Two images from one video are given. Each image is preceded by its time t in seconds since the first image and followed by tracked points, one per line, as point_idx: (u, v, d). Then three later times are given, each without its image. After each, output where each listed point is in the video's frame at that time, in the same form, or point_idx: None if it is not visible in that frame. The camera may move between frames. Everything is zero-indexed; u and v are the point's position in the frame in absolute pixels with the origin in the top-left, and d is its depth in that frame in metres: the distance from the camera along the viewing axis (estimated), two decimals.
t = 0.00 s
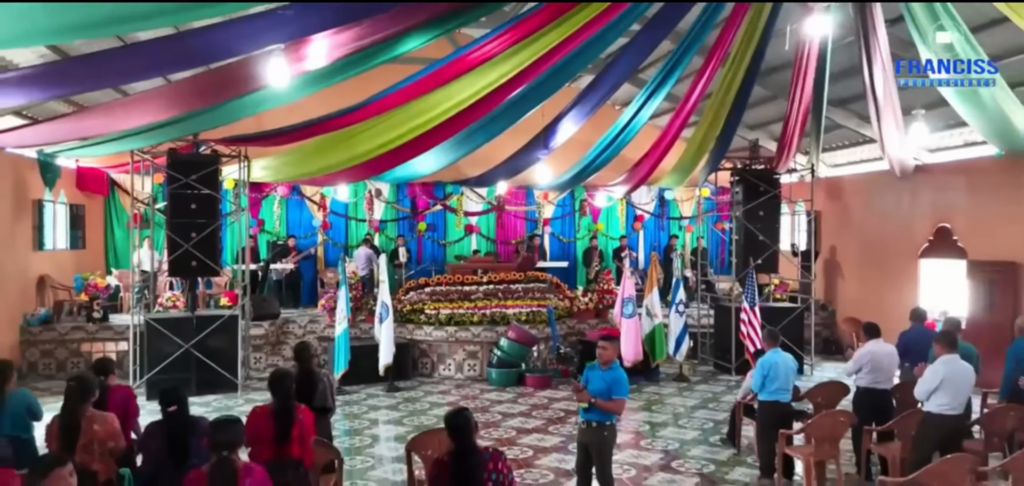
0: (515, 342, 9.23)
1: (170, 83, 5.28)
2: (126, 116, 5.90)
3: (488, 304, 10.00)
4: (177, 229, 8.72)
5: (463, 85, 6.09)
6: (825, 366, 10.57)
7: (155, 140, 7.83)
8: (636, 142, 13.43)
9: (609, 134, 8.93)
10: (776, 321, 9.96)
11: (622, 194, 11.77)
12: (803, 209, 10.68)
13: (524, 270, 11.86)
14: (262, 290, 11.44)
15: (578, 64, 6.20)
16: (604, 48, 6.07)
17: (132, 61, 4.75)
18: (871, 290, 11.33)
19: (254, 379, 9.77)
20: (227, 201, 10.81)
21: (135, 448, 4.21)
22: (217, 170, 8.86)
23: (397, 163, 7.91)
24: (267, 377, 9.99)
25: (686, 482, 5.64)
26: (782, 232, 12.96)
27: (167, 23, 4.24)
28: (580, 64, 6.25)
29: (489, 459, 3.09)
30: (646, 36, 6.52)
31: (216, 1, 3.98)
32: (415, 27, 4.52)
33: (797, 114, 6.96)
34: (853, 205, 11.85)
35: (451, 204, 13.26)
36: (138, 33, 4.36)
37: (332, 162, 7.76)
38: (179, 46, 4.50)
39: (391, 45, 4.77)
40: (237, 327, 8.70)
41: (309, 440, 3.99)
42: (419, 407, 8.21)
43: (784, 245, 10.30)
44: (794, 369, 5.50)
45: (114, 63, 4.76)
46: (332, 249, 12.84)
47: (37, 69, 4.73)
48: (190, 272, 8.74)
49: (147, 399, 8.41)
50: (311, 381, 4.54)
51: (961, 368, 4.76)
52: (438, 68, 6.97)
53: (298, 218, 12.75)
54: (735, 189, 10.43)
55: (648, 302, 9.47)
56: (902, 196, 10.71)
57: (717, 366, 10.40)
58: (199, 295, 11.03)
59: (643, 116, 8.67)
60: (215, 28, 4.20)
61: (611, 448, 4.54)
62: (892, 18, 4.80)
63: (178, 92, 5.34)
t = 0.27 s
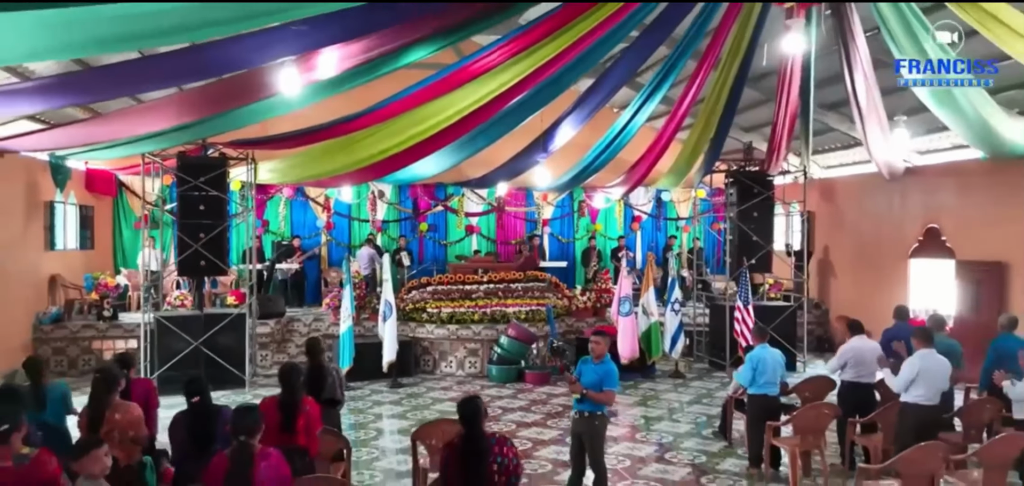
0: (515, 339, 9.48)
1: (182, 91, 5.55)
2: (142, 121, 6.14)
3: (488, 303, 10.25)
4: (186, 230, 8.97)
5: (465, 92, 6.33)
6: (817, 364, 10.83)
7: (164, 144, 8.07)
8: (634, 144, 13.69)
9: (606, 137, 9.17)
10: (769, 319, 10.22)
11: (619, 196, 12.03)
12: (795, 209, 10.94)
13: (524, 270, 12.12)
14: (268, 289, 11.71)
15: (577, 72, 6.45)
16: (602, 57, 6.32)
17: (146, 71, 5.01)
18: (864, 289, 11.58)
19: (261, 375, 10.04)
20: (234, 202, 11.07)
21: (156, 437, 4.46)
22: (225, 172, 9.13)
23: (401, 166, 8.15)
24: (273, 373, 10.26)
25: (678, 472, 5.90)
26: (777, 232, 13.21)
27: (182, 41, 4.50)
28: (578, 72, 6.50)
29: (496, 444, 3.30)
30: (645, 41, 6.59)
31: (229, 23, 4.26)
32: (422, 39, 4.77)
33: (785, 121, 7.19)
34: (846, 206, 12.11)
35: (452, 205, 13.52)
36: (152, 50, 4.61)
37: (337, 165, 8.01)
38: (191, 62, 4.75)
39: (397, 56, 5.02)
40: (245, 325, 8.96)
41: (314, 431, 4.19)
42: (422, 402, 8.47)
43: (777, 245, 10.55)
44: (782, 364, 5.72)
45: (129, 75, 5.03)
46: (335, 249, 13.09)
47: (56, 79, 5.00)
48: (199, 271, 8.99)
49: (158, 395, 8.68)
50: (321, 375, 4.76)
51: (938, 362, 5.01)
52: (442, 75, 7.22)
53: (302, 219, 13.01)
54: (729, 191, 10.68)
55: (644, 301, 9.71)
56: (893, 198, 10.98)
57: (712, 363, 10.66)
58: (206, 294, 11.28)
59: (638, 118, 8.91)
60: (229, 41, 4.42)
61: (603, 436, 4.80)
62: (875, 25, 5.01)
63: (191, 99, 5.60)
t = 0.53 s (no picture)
0: (514, 337, 9.68)
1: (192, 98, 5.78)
2: (154, 125, 6.36)
3: (489, 302, 10.45)
4: (193, 230, 9.19)
5: (467, 98, 6.54)
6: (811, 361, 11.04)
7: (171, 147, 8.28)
8: (632, 146, 13.89)
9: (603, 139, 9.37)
10: (764, 317, 10.42)
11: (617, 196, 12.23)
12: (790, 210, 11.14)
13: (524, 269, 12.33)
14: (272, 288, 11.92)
15: (575, 78, 6.65)
16: (599, 64, 6.53)
17: (157, 80, 5.23)
18: (857, 288, 11.79)
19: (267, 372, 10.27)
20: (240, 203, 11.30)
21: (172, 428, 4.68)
22: (231, 174, 9.34)
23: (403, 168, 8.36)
24: (278, 370, 10.47)
25: (672, 463, 6.11)
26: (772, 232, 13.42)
27: (190, 54, 4.68)
28: (575, 78, 6.70)
29: (502, 432, 3.51)
30: (643, 45, 6.73)
31: (232, 37, 4.45)
32: (425, 49, 4.99)
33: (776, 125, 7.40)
34: (840, 207, 12.33)
35: (453, 206, 13.74)
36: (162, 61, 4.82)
37: (341, 167, 8.21)
38: (200, 71, 4.95)
39: (401, 65, 5.23)
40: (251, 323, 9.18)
41: (323, 421, 4.42)
42: (424, 399, 8.70)
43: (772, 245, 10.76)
44: (772, 360, 5.93)
45: (140, 84, 5.26)
46: (338, 249, 13.29)
47: (72, 87, 5.22)
48: (205, 271, 9.20)
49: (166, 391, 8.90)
50: (329, 370, 4.94)
51: (919, 357, 5.22)
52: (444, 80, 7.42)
53: (305, 219, 13.24)
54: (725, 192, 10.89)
55: (641, 300, 9.91)
56: (885, 199, 11.19)
57: (708, 361, 10.87)
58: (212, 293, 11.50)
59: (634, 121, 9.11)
60: (240, 52, 4.62)
61: (596, 427, 5.01)
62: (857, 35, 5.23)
63: (202, 105, 5.83)
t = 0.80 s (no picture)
0: (514, 335, 9.90)
1: (202, 103, 6.00)
2: (166, 130, 6.59)
3: (489, 301, 10.68)
4: (202, 231, 9.42)
5: (469, 104, 6.77)
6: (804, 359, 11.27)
7: (180, 149, 8.51)
8: (630, 147, 14.13)
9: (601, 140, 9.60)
10: (759, 316, 10.65)
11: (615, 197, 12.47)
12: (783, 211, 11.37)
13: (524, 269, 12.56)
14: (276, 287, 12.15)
15: (572, 85, 6.88)
16: (595, 71, 6.76)
17: (169, 87, 5.44)
18: (851, 287, 12.02)
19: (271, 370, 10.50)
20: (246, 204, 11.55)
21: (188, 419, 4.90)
22: (238, 176, 9.57)
23: (406, 170, 8.59)
24: (283, 368, 10.71)
25: (666, 455, 6.35)
26: (768, 232, 13.66)
27: (199, 65, 4.88)
28: (573, 84, 6.93)
29: (508, 421, 3.73)
30: (638, 52, 6.94)
31: (238, 50, 4.63)
32: (428, 57, 5.21)
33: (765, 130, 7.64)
34: (834, 208, 12.57)
35: (454, 207, 13.99)
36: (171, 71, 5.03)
37: (346, 168, 8.44)
38: (212, 78, 5.16)
39: (405, 73, 5.45)
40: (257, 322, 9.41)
41: (332, 412, 4.67)
42: (426, 394, 8.93)
43: (766, 245, 10.98)
44: (761, 356, 6.17)
45: (151, 92, 5.47)
46: (341, 249, 13.52)
47: (87, 93, 5.45)
48: (213, 270, 9.42)
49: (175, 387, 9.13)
50: (338, 364, 5.20)
51: (902, 353, 5.45)
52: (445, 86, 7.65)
53: (309, 219, 13.49)
54: (721, 194, 11.12)
55: (639, 299, 10.13)
56: (877, 200, 11.43)
57: (704, 359, 11.10)
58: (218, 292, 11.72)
59: (630, 123, 9.34)
60: (251, 61, 4.83)
61: (587, 418, 5.27)
62: (841, 47, 5.45)
63: (212, 110, 6.05)
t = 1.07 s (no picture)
0: (514, 333, 10.14)
1: (213, 109, 6.24)
2: (177, 135, 6.83)
3: (489, 300, 10.91)
4: (209, 231, 9.66)
5: (470, 109, 7.01)
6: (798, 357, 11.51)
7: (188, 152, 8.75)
8: (628, 149, 14.37)
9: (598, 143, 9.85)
10: (753, 314, 10.88)
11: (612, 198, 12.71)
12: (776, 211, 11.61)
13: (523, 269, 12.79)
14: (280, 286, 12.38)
15: (569, 91, 7.11)
16: (592, 78, 7.00)
17: (181, 95, 5.67)
18: (844, 286, 12.26)
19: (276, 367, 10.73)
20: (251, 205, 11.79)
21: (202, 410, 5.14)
22: (244, 177, 9.81)
23: (409, 172, 8.82)
24: (288, 366, 10.95)
25: (660, 448, 6.60)
26: (763, 232, 13.90)
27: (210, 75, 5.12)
28: (570, 91, 7.16)
29: (511, 409, 3.98)
30: (632, 60, 7.19)
31: (246, 61, 4.88)
32: (430, 67, 5.45)
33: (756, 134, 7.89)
34: (828, 209, 12.81)
35: (455, 207, 14.22)
36: (182, 81, 5.26)
37: (351, 170, 8.68)
38: (224, 86, 5.39)
39: (409, 80, 5.69)
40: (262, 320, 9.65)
41: (340, 404, 4.90)
42: (428, 391, 9.16)
43: (760, 245, 11.22)
44: (750, 351, 6.43)
45: (164, 98, 5.71)
46: (344, 249, 13.76)
47: (102, 100, 5.69)
48: (220, 270, 9.66)
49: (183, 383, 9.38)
50: (345, 359, 5.44)
51: (884, 348, 5.68)
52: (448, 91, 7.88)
53: (312, 220, 13.73)
54: (716, 195, 11.36)
55: (636, 298, 10.36)
56: (869, 201, 11.68)
57: (699, 356, 11.34)
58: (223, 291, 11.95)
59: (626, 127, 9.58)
60: (262, 71, 5.07)
61: (577, 410, 5.48)
62: (821, 56, 5.69)
63: (222, 115, 6.29)
